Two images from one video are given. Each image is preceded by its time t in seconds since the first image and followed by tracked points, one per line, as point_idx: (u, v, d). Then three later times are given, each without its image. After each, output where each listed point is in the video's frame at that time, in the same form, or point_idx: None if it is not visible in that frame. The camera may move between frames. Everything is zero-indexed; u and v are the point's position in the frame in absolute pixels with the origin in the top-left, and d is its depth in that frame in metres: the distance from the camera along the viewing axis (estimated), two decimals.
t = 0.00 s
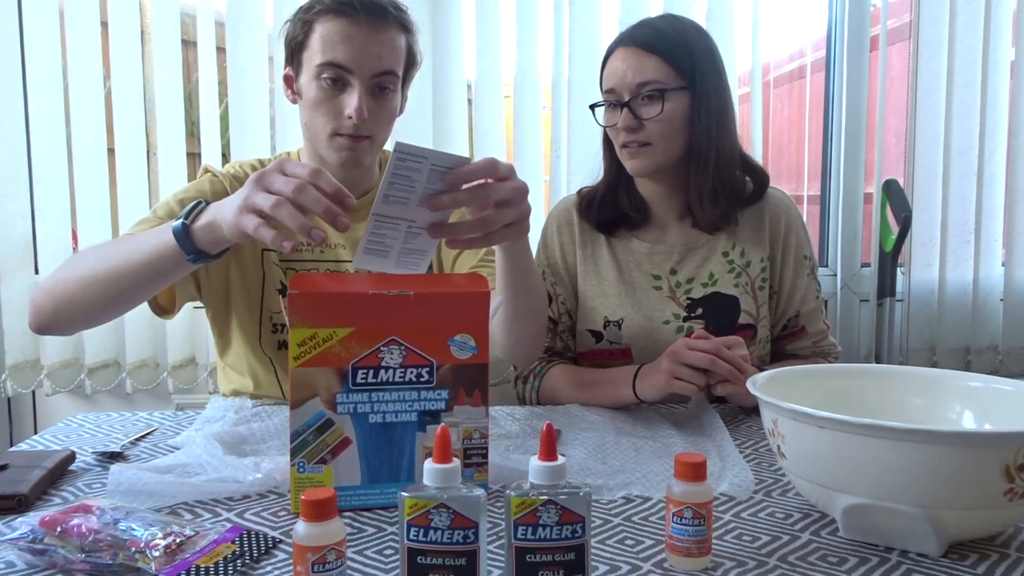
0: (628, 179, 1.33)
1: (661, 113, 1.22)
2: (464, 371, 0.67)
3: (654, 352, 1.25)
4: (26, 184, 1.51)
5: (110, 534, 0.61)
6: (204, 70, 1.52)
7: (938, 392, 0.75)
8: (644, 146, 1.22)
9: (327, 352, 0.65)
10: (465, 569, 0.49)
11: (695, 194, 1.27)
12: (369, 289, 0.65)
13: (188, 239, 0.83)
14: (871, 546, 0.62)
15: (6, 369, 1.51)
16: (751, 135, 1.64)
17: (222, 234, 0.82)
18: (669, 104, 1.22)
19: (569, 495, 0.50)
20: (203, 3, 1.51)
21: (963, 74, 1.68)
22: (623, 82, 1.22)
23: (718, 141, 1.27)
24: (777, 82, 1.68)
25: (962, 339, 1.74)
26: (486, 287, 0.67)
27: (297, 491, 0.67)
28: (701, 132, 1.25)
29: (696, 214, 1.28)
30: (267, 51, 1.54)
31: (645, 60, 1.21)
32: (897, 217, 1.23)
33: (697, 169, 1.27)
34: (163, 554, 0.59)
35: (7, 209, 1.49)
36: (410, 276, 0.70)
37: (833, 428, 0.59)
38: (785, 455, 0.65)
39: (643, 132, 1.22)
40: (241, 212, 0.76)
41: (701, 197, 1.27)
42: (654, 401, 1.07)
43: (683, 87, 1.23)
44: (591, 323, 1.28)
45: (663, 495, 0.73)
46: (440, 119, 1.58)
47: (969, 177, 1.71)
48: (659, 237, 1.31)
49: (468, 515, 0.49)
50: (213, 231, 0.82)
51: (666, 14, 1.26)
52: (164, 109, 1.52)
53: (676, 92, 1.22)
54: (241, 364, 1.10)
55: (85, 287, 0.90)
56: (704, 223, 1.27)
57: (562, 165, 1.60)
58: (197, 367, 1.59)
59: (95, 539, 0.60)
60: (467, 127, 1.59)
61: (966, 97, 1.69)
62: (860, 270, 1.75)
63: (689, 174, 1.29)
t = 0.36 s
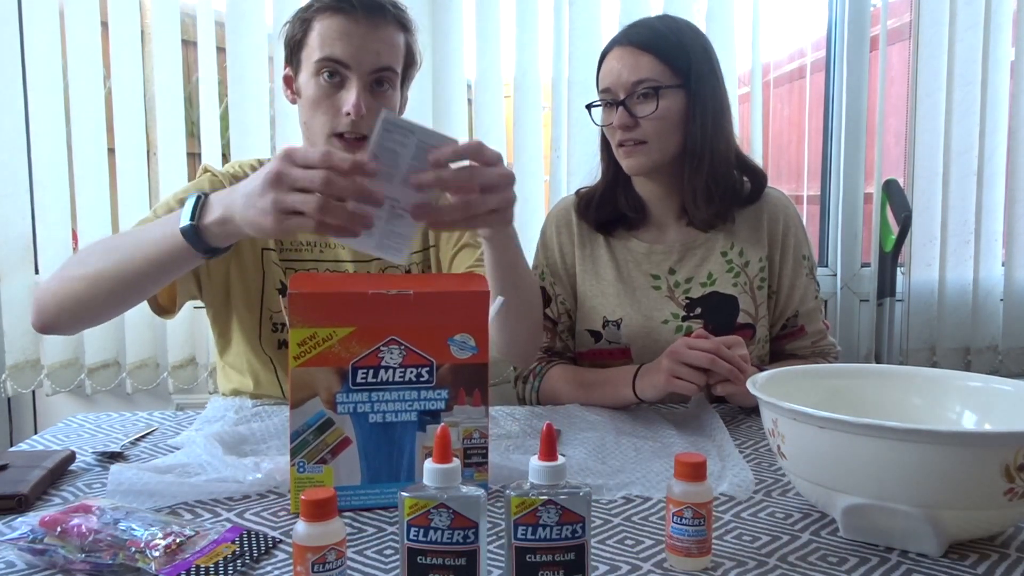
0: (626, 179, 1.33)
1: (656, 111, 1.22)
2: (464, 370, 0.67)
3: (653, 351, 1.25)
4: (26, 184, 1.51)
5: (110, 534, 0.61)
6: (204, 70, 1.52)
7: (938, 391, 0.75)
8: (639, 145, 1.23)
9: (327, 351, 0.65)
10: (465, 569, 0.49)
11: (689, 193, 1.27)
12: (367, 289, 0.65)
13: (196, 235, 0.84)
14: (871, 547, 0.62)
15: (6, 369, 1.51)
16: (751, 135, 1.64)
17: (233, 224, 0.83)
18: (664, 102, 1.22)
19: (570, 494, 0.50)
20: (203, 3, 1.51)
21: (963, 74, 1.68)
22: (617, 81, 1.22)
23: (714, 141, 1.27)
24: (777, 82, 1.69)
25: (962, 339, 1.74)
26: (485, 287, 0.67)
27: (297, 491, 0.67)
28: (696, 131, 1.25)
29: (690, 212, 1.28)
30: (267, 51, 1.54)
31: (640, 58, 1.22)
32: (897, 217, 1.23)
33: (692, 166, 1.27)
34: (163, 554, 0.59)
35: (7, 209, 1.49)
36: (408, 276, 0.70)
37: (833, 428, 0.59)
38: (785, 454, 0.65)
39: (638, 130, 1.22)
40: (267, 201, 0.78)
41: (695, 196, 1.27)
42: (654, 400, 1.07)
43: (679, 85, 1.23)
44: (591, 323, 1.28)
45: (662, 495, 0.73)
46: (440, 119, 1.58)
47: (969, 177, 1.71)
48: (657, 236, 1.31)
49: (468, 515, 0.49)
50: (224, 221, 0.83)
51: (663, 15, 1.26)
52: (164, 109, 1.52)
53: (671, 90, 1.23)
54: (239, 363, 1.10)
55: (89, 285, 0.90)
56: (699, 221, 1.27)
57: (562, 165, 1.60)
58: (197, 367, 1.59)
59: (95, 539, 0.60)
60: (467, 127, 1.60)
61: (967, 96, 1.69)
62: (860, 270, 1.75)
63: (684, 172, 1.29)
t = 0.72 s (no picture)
0: (626, 179, 1.33)
1: (657, 107, 1.22)
2: (463, 370, 0.67)
3: (653, 351, 1.26)
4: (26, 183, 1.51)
5: (110, 534, 0.61)
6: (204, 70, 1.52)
7: (938, 392, 0.75)
8: (638, 141, 1.23)
9: (327, 352, 0.65)
10: (465, 569, 0.49)
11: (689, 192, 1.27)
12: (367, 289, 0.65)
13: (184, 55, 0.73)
14: (871, 547, 0.62)
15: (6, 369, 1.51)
16: (750, 135, 1.64)
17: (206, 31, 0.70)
18: (666, 98, 1.22)
19: (570, 495, 0.50)
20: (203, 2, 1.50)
21: (963, 74, 1.68)
22: (616, 78, 1.22)
23: (713, 141, 1.26)
24: (777, 82, 1.69)
25: (962, 338, 1.74)
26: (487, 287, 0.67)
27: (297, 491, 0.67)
28: (696, 130, 1.25)
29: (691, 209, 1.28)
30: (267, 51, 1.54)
31: (641, 55, 1.22)
32: (897, 217, 1.23)
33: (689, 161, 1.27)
34: (163, 554, 0.59)
35: (7, 209, 1.49)
36: (407, 276, 0.70)
37: (834, 428, 0.59)
38: (785, 455, 0.65)
39: (638, 126, 1.22)
40: None
41: (694, 194, 1.27)
42: (654, 400, 1.07)
43: (680, 83, 1.23)
44: (590, 322, 1.28)
45: (662, 495, 0.73)
46: (442, 119, 1.58)
47: (969, 177, 1.71)
48: (657, 236, 1.31)
49: (468, 515, 0.49)
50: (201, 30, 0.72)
51: (667, 15, 1.26)
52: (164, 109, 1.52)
53: (673, 87, 1.22)
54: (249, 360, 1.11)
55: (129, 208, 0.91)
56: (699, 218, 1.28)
57: (562, 165, 1.60)
58: (197, 367, 1.59)
59: (95, 539, 0.60)
60: (467, 127, 1.60)
61: (967, 96, 1.69)
62: (860, 270, 1.75)
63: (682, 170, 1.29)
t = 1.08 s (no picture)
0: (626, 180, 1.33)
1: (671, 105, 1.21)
2: (458, 361, 0.69)
3: (653, 350, 1.26)
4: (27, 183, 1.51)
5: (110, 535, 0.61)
6: (204, 70, 1.53)
7: (938, 393, 0.75)
8: (654, 141, 1.21)
9: (328, 343, 0.66)
10: (465, 569, 0.49)
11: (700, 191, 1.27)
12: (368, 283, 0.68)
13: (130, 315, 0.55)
14: (871, 547, 0.62)
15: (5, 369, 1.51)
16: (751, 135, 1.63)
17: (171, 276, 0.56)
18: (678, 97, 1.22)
19: (570, 495, 0.50)
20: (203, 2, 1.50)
21: (963, 74, 1.68)
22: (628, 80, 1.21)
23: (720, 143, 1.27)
24: (777, 82, 1.69)
25: (962, 339, 1.74)
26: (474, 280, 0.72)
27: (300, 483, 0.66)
28: (705, 130, 1.25)
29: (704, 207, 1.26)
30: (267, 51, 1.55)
31: (652, 53, 1.22)
32: (897, 217, 1.23)
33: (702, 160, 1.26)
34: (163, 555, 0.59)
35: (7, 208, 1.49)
36: (401, 273, 0.73)
37: (833, 428, 0.59)
38: (785, 455, 0.65)
39: (651, 124, 1.21)
40: None
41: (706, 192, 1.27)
42: (654, 400, 1.08)
43: (689, 83, 1.23)
44: (591, 322, 1.28)
45: (662, 495, 0.73)
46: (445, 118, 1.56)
47: (969, 177, 1.71)
48: (659, 234, 1.31)
49: (468, 515, 0.49)
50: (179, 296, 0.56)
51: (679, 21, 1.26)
52: (164, 108, 1.52)
53: (684, 86, 1.22)
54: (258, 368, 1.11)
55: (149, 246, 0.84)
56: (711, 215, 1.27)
57: (562, 165, 1.60)
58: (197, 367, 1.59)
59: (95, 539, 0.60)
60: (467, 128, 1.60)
61: (967, 96, 1.69)
62: (860, 270, 1.75)
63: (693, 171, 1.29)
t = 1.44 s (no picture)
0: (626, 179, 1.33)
1: (641, 125, 1.22)
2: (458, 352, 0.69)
3: (653, 343, 1.26)
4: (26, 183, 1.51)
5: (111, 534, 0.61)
6: (204, 71, 1.53)
7: (937, 391, 0.75)
8: (625, 156, 1.24)
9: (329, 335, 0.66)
10: (465, 569, 0.49)
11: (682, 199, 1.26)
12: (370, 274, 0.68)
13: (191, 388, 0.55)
14: (871, 546, 0.62)
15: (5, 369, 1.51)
16: (751, 134, 1.63)
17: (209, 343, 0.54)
18: (649, 116, 1.21)
19: (570, 495, 0.50)
20: (203, 2, 1.50)
21: (963, 74, 1.68)
22: (600, 92, 1.22)
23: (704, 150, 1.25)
24: (777, 82, 1.69)
25: (962, 338, 1.74)
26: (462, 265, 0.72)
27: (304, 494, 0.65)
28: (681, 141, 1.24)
29: (671, 220, 1.28)
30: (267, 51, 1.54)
31: (614, 72, 1.21)
32: (898, 217, 1.23)
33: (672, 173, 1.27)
34: (163, 555, 0.59)
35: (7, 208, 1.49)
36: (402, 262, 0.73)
37: (833, 427, 0.59)
38: (785, 454, 0.65)
39: (622, 144, 1.23)
40: None
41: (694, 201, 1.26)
42: (655, 405, 1.08)
43: (657, 95, 1.22)
44: (591, 315, 1.28)
45: (662, 495, 0.73)
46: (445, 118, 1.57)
47: (969, 177, 1.71)
48: (658, 231, 1.31)
49: (468, 515, 0.49)
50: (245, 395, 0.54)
51: (678, 27, 1.25)
52: (164, 109, 1.52)
53: (651, 100, 1.21)
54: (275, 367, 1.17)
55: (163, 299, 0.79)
56: (678, 226, 1.28)
57: (562, 165, 1.60)
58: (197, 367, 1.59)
59: (95, 538, 0.60)
60: (467, 127, 1.60)
61: (967, 96, 1.69)
62: (860, 270, 1.75)
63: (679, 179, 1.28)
